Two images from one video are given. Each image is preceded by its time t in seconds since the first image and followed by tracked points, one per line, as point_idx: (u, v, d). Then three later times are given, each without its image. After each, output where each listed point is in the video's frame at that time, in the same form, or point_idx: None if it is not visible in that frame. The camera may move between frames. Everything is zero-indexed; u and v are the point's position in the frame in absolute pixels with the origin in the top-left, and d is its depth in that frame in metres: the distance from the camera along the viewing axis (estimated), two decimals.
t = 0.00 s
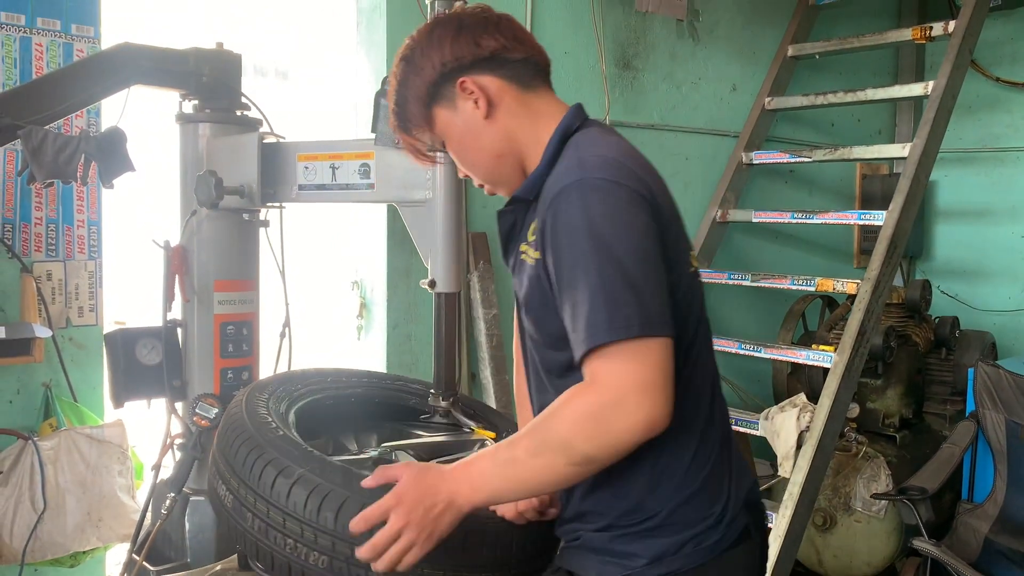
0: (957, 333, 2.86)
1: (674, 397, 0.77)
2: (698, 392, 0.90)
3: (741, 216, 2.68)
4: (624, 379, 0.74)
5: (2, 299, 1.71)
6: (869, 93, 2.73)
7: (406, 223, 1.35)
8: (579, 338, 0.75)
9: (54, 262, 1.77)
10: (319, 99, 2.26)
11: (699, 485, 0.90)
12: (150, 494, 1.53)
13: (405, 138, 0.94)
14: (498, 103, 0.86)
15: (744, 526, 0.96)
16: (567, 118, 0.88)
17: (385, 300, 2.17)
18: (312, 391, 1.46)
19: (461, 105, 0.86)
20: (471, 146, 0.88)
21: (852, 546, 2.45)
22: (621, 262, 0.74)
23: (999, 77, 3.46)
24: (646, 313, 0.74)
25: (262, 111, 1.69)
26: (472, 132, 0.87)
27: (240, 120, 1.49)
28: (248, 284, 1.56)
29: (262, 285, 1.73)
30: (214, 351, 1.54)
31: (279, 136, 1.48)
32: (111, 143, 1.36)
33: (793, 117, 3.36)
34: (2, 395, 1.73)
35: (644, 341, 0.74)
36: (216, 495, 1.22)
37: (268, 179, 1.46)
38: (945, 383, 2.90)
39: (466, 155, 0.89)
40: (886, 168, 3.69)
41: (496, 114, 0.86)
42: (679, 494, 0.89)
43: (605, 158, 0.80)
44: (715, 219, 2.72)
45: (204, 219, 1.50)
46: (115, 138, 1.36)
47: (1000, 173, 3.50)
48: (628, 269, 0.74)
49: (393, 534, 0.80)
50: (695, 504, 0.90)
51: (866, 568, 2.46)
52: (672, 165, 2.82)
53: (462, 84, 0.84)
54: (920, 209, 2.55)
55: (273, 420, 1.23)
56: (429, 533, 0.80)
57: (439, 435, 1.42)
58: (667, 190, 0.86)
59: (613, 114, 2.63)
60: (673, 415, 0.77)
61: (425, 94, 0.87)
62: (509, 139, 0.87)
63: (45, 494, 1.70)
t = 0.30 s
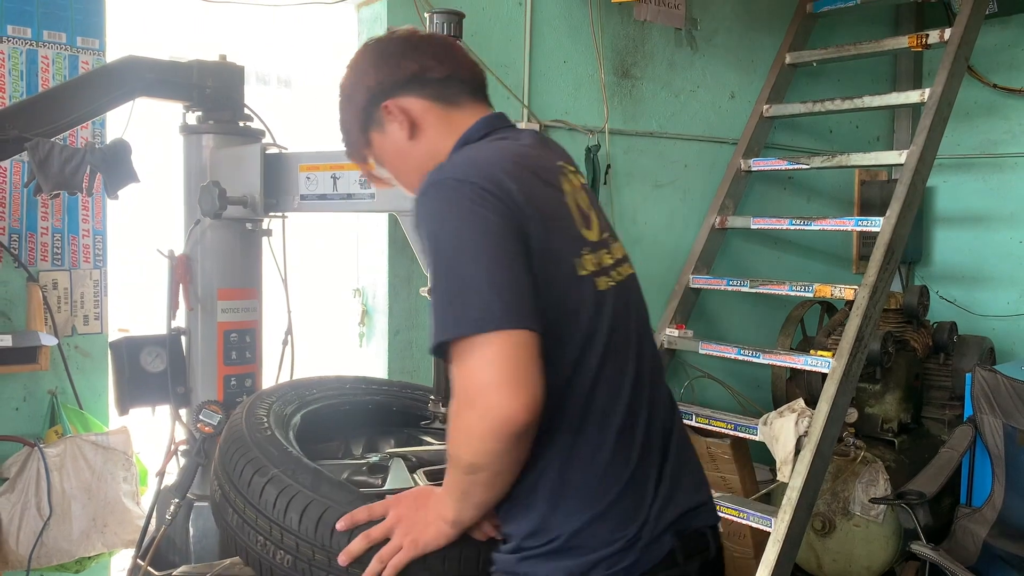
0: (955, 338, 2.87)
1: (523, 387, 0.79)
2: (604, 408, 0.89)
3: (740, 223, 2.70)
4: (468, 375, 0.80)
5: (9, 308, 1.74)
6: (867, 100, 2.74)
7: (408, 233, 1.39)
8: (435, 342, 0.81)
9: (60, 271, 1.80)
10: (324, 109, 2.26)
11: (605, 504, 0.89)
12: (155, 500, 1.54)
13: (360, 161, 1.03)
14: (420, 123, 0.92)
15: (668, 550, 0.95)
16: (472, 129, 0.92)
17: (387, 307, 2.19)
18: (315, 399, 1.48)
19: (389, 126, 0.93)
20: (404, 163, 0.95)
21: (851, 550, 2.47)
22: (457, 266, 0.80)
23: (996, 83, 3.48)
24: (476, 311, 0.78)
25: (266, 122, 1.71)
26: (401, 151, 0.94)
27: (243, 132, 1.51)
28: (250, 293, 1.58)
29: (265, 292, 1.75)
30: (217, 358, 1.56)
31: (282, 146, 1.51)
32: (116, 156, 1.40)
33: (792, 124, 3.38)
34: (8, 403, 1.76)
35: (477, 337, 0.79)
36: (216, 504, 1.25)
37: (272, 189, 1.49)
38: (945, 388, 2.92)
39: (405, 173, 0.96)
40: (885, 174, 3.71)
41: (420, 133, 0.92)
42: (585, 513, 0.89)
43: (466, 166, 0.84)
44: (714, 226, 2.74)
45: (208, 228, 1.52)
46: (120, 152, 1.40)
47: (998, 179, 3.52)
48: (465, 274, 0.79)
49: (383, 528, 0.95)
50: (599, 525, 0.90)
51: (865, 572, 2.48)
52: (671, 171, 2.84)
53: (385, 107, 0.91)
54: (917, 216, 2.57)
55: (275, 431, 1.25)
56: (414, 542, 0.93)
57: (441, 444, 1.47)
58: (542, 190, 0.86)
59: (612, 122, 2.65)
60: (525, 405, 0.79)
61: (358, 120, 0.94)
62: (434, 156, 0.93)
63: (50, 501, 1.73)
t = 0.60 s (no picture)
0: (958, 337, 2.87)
1: (371, 384, 0.84)
2: (490, 406, 0.92)
3: (742, 222, 2.71)
4: (331, 373, 0.87)
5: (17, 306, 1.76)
6: (870, 100, 2.74)
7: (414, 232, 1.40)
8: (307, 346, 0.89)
9: (67, 270, 1.82)
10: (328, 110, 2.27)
11: (496, 505, 0.92)
12: (162, 497, 1.56)
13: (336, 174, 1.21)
14: (351, 139, 1.07)
15: (581, 561, 0.95)
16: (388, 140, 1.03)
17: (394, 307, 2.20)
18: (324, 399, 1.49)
19: (336, 145, 1.09)
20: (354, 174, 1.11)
21: (854, 548, 2.48)
22: (313, 274, 0.87)
23: (998, 83, 3.48)
24: (328, 314, 0.84)
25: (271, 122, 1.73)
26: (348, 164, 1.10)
27: (249, 132, 1.53)
28: (256, 292, 1.59)
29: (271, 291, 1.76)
30: (224, 356, 1.57)
31: (287, 147, 1.52)
32: (123, 155, 1.41)
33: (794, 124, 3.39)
34: (16, 401, 1.78)
35: (333, 337, 0.85)
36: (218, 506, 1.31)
37: (277, 189, 1.50)
38: (948, 387, 2.92)
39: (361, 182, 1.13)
40: (887, 174, 3.71)
41: (357, 149, 1.08)
42: (479, 512, 0.93)
43: (334, 178, 0.90)
44: (717, 225, 2.75)
45: (214, 228, 1.54)
46: (128, 152, 1.41)
47: (1001, 178, 3.52)
48: (321, 281, 0.86)
49: (348, 523, 1.03)
50: (492, 527, 0.92)
51: (868, 570, 2.49)
52: (673, 172, 2.85)
53: (324, 129, 1.07)
54: (919, 216, 2.57)
55: (279, 438, 1.30)
56: (376, 542, 1.00)
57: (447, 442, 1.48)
58: (410, 191, 0.91)
59: (615, 122, 2.66)
60: (374, 401, 0.84)
61: (313, 143, 1.12)
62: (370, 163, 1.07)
63: (58, 498, 1.75)
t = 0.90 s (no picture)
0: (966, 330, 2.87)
1: (340, 364, 0.86)
2: (455, 391, 0.94)
3: (750, 215, 2.70)
4: (303, 354, 0.89)
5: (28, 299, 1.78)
6: (878, 92, 2.74)
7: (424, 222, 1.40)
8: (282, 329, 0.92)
9: (77, 262, 1.83)
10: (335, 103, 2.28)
11: (451, 488, 0.93)
12: (171, 486, 1.57)
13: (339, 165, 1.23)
14: (348, 132, 1.09)
15: (531, 546, 0.93)
16: (380, 126, 1.04)
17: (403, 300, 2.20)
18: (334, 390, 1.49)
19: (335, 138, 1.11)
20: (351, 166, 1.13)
21: (861, 541, 2.48)
22: (292, 257, 0.89)
23: (1008, 75, 3.46)
24: (303, 294, 0.87)
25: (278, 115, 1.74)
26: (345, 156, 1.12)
27: (256, 123, 1.53)
28: (265, 283, 1.60)
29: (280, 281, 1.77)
30: (232, 347, 1.58)
31: (296, 138, 1.53)
32: (132, 147, 1.43)
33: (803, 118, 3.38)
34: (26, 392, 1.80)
35: (310, 319, 0.87)
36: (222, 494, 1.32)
37: (285, 180, 1.49)
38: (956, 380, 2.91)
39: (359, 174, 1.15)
40: (896, 167, 3.70)
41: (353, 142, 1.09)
42: (435, 495, 0.94)
43: (315, 167, 0.93)
44: (725, 218, 2.75)
45: (223, 219, 1.55)
46: (136, 143, 1.43)
47: (1010, 171, 3.51)
48: (298, 263, 0.88)
49: (314, 512, 1.07)
50: (451, 511, 0.93)
51: (875, 563, 2.49)
52: (681, 165, 2.85)
53: (322, 122, 1.09)
54: (927, 208, 2.57)
55: (278, 423, 1.33)
56: (337, 533, 1.04)
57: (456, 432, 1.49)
58: (390, 178, 0.94)
59: (622, 114, 2.66)
60: (341, 381, 0.86)
61: (314, 135, 1.14)
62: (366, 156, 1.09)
63: (69, 487, 1.76)
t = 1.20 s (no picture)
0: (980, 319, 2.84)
1: (282, 329, 0.88)
2: (400, 367, 0.93)
3: (762, 202, 2.69)
4: (249, 321, 0.91)
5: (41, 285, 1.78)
6: (892, 77, 2.71)
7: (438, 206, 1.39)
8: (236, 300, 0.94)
9: (89, 248, 1.83)
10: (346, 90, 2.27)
11: (392, 463, 0.92)
12: (183, 471, 1.57)
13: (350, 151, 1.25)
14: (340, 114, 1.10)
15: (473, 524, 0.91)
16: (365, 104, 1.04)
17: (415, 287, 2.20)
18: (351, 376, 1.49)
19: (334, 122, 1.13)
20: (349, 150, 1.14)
21: (874, 528, 2.47)
22: (243, 228, 0.91)
23: None
24: (249, 262, 0.89)
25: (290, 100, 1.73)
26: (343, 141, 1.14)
27: (268, 107, 1.52)
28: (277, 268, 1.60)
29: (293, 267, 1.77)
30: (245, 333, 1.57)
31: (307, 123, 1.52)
32: (142, 131, 1.43)
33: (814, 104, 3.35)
34: (39, 377, 1.80)
35: (255, 286, 0.89)
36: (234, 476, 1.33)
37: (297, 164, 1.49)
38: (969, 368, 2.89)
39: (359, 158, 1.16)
40: (909, 154, 3.67)
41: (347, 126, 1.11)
42: (378, 470, 0.93)
43: (277, 143, 0.95)
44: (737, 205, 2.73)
45: (233, 204, 1.54)
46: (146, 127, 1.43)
47: None
48: (247, 232, 0.90)
49: (287, 489, 1.08)
50: (392, 487, 0.93)
51: (888, 550, 2.48)
52: (692, 151, 2.83)
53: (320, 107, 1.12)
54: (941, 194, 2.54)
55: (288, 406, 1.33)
56: (304, 511, 1.05)
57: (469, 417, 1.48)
58: (346, 153, 0.94)
59: (633, 100, 2.65)
60: (282, 345, 0.88)
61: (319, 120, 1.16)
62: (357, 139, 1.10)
63: (82, 472, 1.77)
